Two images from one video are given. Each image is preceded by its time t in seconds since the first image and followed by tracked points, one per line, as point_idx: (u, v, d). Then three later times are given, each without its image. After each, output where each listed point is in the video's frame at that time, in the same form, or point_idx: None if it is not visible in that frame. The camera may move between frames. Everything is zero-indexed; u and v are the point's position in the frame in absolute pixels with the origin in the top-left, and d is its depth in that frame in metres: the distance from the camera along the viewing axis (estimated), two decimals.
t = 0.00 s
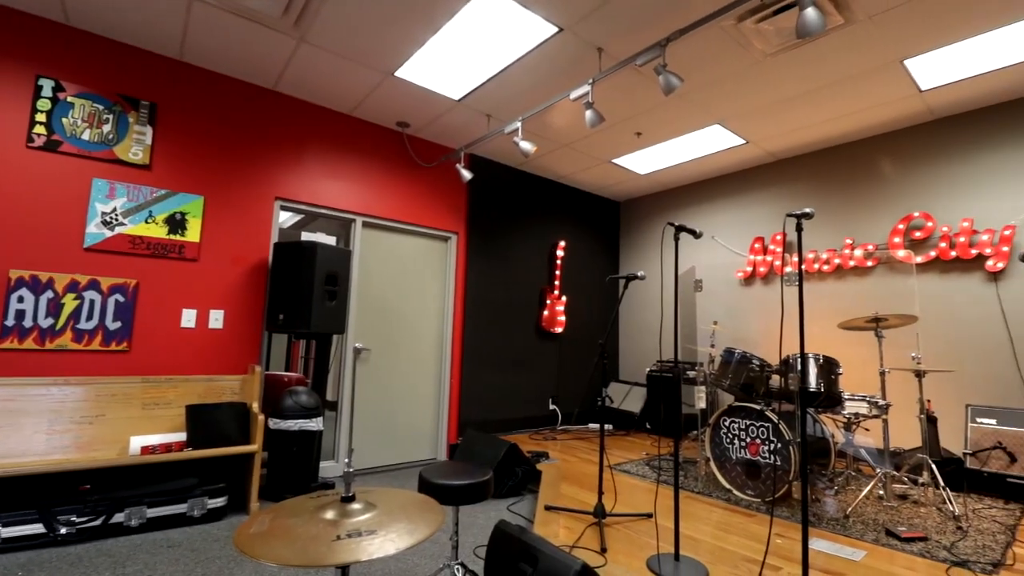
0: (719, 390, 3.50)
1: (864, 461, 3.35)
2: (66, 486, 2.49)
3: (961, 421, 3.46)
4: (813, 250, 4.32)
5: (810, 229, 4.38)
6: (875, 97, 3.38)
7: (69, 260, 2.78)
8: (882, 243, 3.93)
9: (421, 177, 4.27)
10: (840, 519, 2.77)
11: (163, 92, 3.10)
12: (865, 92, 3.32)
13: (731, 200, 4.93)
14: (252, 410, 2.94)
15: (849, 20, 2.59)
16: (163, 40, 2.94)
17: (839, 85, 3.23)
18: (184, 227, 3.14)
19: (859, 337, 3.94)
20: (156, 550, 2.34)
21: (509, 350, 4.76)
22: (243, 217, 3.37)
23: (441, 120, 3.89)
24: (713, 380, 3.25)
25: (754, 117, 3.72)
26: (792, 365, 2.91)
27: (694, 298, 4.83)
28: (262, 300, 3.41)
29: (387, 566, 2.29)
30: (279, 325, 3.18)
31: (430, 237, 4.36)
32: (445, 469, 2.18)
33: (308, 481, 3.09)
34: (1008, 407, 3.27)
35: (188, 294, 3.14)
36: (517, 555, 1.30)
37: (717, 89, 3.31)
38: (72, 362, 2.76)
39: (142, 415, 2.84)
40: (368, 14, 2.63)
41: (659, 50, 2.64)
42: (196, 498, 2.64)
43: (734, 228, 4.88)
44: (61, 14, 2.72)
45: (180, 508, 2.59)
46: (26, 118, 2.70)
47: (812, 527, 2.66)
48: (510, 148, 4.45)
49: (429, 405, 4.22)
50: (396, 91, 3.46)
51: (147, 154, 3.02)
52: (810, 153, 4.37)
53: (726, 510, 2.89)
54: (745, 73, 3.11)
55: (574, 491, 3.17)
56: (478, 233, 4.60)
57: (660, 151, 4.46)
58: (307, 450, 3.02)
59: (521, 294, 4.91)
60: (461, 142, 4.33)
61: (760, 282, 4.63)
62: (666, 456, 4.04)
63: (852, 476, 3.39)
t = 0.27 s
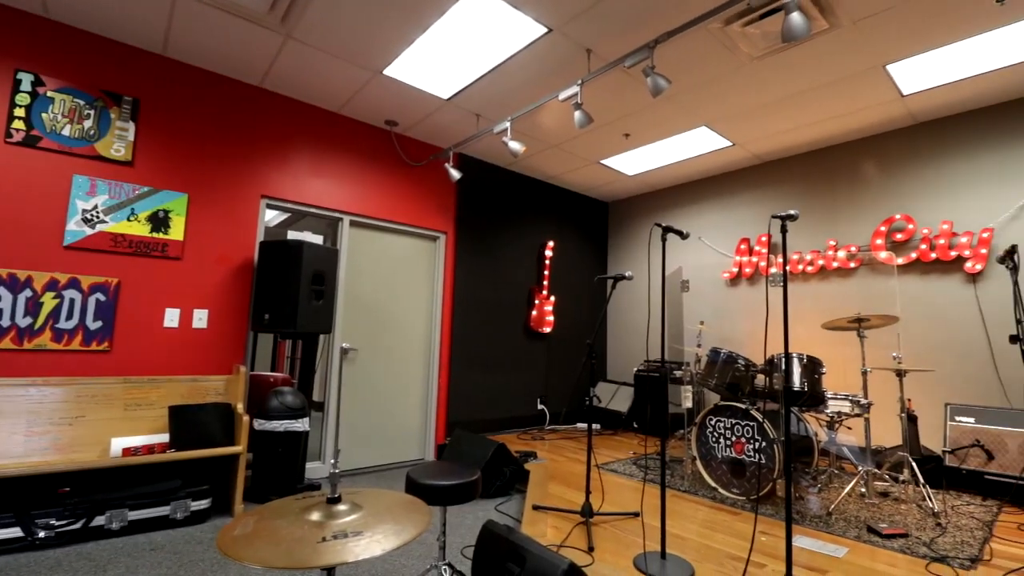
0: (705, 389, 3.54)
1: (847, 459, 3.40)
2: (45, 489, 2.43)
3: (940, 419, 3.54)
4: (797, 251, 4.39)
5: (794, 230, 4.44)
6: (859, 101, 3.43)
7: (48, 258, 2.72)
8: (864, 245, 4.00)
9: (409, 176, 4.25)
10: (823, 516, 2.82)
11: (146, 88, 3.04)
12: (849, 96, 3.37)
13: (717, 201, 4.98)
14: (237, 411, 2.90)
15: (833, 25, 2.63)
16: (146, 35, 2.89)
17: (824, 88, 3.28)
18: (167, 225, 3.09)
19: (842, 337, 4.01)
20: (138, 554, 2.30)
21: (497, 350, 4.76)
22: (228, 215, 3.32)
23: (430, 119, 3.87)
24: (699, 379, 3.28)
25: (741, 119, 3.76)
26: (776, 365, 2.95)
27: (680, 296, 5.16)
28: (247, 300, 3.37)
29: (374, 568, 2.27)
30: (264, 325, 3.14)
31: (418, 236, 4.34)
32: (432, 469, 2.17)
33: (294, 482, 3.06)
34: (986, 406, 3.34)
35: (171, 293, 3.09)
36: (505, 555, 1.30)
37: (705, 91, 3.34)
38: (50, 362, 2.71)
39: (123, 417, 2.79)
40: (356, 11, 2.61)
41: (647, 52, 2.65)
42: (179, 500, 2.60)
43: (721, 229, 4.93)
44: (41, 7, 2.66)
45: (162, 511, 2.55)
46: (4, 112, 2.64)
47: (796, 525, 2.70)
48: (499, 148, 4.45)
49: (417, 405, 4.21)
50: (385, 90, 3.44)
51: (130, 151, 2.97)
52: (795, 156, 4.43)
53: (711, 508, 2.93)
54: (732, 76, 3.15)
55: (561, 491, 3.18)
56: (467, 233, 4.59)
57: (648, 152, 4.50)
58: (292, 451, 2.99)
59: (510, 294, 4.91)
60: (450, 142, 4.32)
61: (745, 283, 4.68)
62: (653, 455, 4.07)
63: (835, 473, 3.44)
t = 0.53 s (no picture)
0: (692, 389, 3.57)
1: (831, 457, 3.45)
2: (24, 491, 2.38)
3: (920, 418, 3.61)
4: (783, 252, 4.44)
5: (780, 232, 4.50)
6: (844, 104, 3.48)
7: (28, 256, 2.67)
8: (849, 247, 4.06)
9: (399, 175, 4.22)
10: (808, 514, 2.86)
11: (130, 83, 3.00)
12: (834, 99, 3.42)
13: (705, 202, 5.02)
14: (222, 411, 2.86)
15: (818, 29, 2.66)
16: (130, 29, 2.84)
17: (810, 92, 3.32)
18: (151, 223, 3.04)
19: (825, 337, 4.08)
20: (120, 557, 2.26)
21: (486, 349, 4.76)
22: (213, 213, 3.28)
23: (420, 118, 3.86)
24: (686, 379, 3.31)
25: (729, 121, 3.80)
26: (762, 364, 2.98)
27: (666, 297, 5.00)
28: (233, 299, 3.33)
29: (361, 569, 2.26)
30: (250, 325, 3.11)
31: (407, 235, 4.32)
32: (420, 469, 2.16)
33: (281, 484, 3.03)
34: (965, 404, 3.41)
35: (155, 292, 3.04)
36: (493, 555, 1.30)
37: (693, 93, 3.36)
38: (30, 362, 2.65)
39: (105, 418, 2.74)
40: (344, 9, 2.59)
41: (636, 53, 2.67)
42: (163, 502, 2.56)
43: (708, 229, 4.97)
44: None
45: (145, 513, 2.52)
46: None
47: (781, 522, 2.73)
48: (488, 148, 4.45)
49: (406, 405, 4.19)
50: (373, 88, 3.42)
51: (113, 148, 2.92)
52: (781, 158, 4.49)
53: (698, 506, 2.95)
54: (721, 78, 3.17)
55: (550, 490, 3.18)
56: (456, 232, 4.58)
57: (637, 153, 4.52)
58: (279, 452, 2.96)
59: (499, 294, 4.91)
60: (440, 141, 4.30)
61: (732, 284, 4.73)
62: (641, 454, 4.10)
63: (819, 472, 3.49)
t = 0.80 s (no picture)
0: (678, 388, 3.61)
1: (814, 455, 3.51)
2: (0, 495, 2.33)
3: (900, 416, 3.68)
4: (768, 253, 4.50)
5: (765, 233, 4.56)
6: (827, 107, 3.54)
7: (5, 254, 2.60)
8: (832, 248, 4.12)
9: (386, 174, 4.20)
10: (791, 511, 2.90)
11: (111, 78, 2.94)
12: (818, 103, 3.47)
13: (691, 203, 5.06)
14: (205, 412, 2.82)
15: (803, 34, 2.70)
16: (112, 23, 2.79)
17: (795, 95, 3.36)
18: (133, 221, 2.99)
19: (809, 337, 4.14)
20: (101, 560, 2.22)
21: (474, 349, 4.75)
22: (197, 211, 3.23)
23: (408, 117, 3.84)
24: (672, 378, 3.34)
25: (715, 124, 3.84)
26: (747, 364, 3.01)
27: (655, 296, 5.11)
28: (217, 299, 3.29)
29: (347, 571, 2.24)
30: (234, 325, 3.07)
31: (395, 235, 4.29)
32: (408, 469, 2.13)
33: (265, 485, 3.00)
34: (943, 403, 3.49)
35: (137, 291, 2.99)
36: (480, 555, 1.30)
37: (681, 95, 3.39)
38: (7, 362, 2.59)
39: (85, 419, 2.68)
40: (331, 6, 2.57)
41: (625, 55, 2.68)
42: (145, 504, 2.52)
43: (695, 230, 5.01)
44: None
45: (126, 516, 2.47)
46: None
47: (765, 520, 2.77)
48: (477, 147, 4.44)
49: (393, 406, 4.17)
50: (361, 86, 3.40)
51: (93, 144, 2.86)
52: (767, 160, 4.54)
53: (684, 505, 2.98)
54: (708, 81, 3.20)
55: (537, 490, 3.18)
56: (444, 232, 4.57)
57: (625, 154, 4.55)
58: (264, 453, 2.93)
59: (487, 294, 4.90)
60: (428, 140, 4.28)
61: (718, 284, 4.78)
62: (628, 453, 4.13)
63: (802, 469, 3.55)
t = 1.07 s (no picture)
0: (664, 388, 3.64)
1: (796, 453, 3.56)
2: None
3: (879, 415, 3.75)
4: (752, 254, 4.56)
5: (749, 235, 4.62)
6: (811, 111, 3.59)
7: None
8: (814, 250, 4.19)
9: (373, 173, 4.17)
10: (774, 509, 2.94)
11: (91, 73, 2.88)
12: (802, 106, 3.52)
13: (677, 204, 5.11)
14: (186, 413, 2.78)
15: (788, 38, 2.74)
16: (91, 17, 2.73)
17: (779, 98, 3.41)
18: (113, 218, 2.93)
19: (791, 337, 4.21)
20: (78, 565, 2.18)
21: (461, 349, 4.75)
22: (180, 209, 3.18)
23: (395, 115, 3.82)
24: (658, 378, 3.37)
25: (701, 126, 3.87)
26: (732, 364, 3.04)
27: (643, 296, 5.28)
28: (199, 298, 3.24)
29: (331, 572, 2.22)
30: (217, 324, 3.02)
31: (382, 234, 4.26)
32: (394, 469, 2.12)
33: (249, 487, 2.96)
34: (922, 402, 3.56)
35: (116, 290, 2.93)
36: (466, 556, 1.30)
37: (667, 97, 3.42)
38: None
39: (62, 420, 2.62)
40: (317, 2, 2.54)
41: (612, 57, 2.69)
42: (124, 507, 2.47)
43: (681, 231, 5.06)
44: None
45: (105, 519, 2.43)
46: None
47: (749, 518, 2.81)
48: (465, 147, 4.44)
49: (379, 406, 4.14)
50: (348, 84, 3.38)
51: (72, 139, 2.80)
52: (751, 163, 4.61)
53: (669, 503, 3.01)
54: (694, 83, 3.23)
55: (524, 490, 3.19)
56: (431, 231, 4.56)
57: (612, 155, 4.58)
58: (247, 454, 2.89)
59: (474, 294, 4.90)
60: (415, 139, 4.27)
61: (703, 284, 4.83)
62: (614, 453, 4.16)
63: (785, 467, 3.60)
